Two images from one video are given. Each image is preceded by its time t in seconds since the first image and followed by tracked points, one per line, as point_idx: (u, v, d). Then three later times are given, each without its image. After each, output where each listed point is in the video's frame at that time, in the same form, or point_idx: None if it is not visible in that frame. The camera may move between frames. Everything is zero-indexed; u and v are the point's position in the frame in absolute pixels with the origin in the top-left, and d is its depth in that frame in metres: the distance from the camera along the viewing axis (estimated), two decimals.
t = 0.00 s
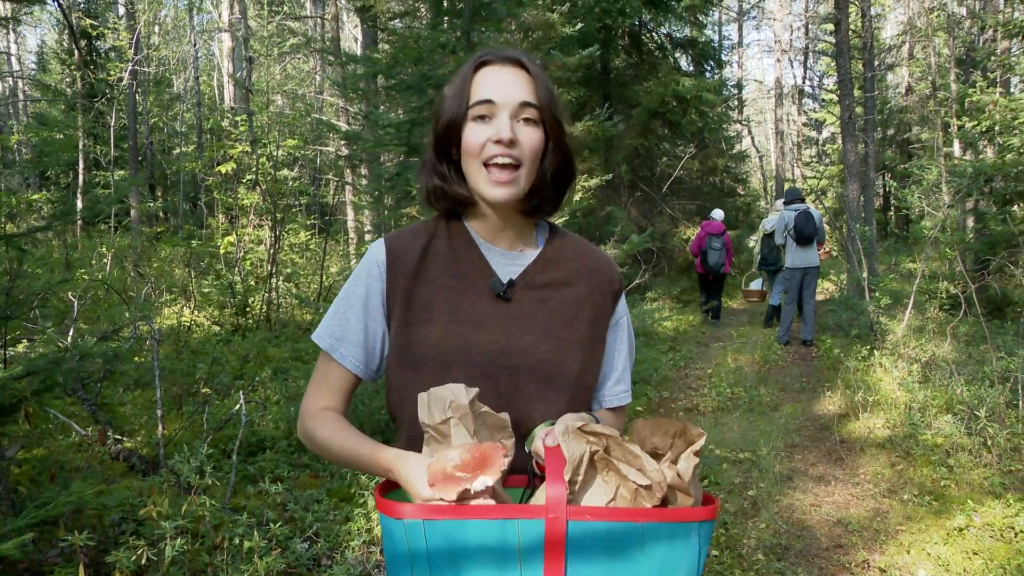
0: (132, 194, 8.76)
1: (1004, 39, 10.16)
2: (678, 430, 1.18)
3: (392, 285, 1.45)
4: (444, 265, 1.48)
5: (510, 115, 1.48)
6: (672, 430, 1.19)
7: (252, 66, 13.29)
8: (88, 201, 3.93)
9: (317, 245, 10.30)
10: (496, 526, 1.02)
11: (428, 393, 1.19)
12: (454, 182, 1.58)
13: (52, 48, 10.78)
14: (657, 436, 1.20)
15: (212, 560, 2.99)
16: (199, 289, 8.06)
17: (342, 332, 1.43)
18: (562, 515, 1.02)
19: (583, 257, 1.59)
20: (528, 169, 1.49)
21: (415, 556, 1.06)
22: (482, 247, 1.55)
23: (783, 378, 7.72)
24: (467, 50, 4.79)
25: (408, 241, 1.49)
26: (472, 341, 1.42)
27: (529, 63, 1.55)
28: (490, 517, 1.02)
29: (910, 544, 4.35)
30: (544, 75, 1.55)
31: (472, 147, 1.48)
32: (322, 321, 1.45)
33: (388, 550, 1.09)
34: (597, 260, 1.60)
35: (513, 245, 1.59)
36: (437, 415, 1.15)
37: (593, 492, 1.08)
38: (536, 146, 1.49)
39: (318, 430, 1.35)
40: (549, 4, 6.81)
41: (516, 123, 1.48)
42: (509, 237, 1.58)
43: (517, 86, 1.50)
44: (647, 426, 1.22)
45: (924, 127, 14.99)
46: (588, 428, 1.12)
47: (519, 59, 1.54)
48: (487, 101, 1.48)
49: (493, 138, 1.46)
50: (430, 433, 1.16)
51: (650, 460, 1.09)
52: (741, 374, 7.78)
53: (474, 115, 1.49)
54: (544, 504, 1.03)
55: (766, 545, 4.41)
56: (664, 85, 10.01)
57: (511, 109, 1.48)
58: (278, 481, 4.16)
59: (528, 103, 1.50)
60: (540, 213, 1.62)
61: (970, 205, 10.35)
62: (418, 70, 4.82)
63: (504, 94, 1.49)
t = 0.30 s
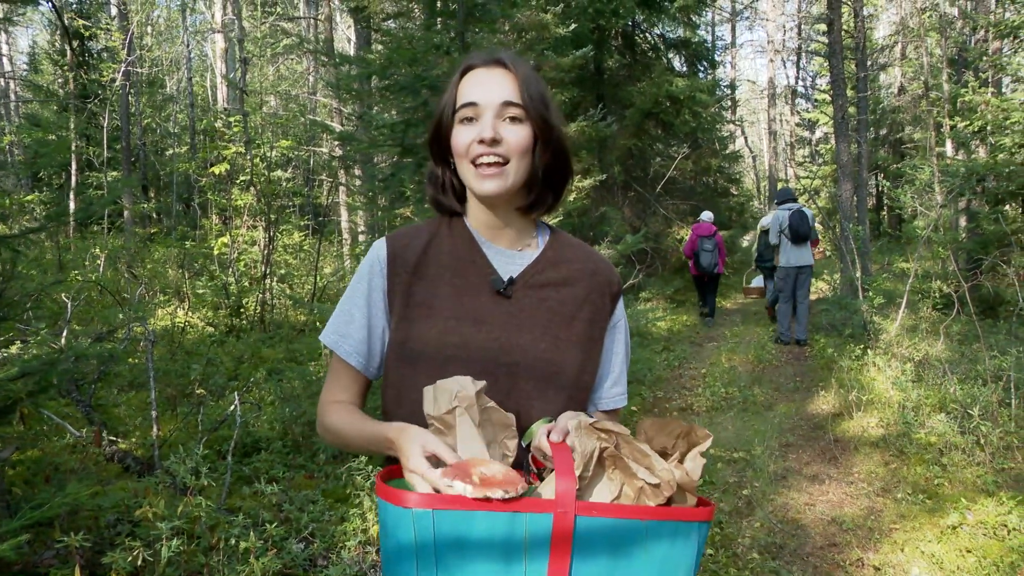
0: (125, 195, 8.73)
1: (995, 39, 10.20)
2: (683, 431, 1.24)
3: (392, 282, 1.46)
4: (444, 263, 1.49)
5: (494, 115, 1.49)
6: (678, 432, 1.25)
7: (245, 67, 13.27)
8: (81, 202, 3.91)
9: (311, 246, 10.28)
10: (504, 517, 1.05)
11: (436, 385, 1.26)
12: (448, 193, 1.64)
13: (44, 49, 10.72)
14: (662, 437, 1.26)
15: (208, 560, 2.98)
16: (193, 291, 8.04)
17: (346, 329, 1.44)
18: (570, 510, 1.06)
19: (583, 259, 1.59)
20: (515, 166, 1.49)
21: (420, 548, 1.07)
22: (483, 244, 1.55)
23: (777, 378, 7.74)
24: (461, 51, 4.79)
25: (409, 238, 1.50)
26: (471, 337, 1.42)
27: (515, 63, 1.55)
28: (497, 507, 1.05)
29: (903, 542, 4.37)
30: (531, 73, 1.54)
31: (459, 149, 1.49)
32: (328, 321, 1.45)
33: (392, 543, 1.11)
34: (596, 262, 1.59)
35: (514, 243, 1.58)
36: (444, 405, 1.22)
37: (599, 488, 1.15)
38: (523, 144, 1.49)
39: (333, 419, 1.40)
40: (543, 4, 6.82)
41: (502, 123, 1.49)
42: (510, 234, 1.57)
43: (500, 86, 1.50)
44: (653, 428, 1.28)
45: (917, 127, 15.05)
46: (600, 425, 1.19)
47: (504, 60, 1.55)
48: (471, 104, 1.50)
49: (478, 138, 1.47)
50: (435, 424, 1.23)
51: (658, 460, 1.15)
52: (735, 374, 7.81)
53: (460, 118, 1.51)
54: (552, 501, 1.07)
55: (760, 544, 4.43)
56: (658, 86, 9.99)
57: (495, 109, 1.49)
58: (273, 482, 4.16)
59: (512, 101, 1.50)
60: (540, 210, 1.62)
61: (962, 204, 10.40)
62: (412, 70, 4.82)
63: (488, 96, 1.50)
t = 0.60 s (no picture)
0: (117, 195, 8.70)
1: (986, 45, 10.28)
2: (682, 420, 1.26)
3: (384, 290, 1.49)
4: (435, 267, 1.50)
5: (479, 114, 1.51)
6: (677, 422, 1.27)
7: (238, 67, 13.26)
8: (73, 202, 3.90)
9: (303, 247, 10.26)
10: (507, 512, 1.08)
11: (432, 384, 1.28)
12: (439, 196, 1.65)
13: (36, 48, 10.68)
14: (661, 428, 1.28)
15: (201, 560, 2.97)
16: (185, 291, 8.02)
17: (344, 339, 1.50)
18: (573, 504, 1.08)
19: (575, 259, 1.58)
20: (498, 163, 1.50)
21: (427, 549, 1.09)
22: (474, 248, 1.57)
23: (768, 381, 7.77)
24: (455, 53, 4.80)
25: (399, 248, 1.52)
26: (462, 339, 1.43)
27: (504, 67, 1.58)
28: (501, 503, 1.08)
29: (894, 544, 4.39)
30: (519, 76, 1.57)
31: (444, 148, 1.52)
32: (329, 335, 1.52)
33: (396, 546, 1.13)
34: (588, 262, 1.59)
35: (501, 245, 1.59)
36: (443, 404, 1.25)
37: (601, 481, 1.17)
38: (506, 142, 1.50)
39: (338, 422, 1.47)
40: (537, 7, 6.84)
41: (486, 121, 1.51)
42: (498, 235, 1.59)
43: (487, 87, 1.53)
44: (653, 420, 1.30)
45: (908, 132, 15.15)
46: (600, 418, 1.22)
47: (493, 64, 1.58)
48: (457, 104, 1.53)
49: (461, 135, 1.49)
50: (434, 423, 1.25)
51: (659, 450, 1.17)
52: (726, 376, 7.84)
53: (446, 117, 1.53)
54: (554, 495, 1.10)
55: (751, 546, 4.46)
56: (650, 89, 10.04)
57: (480, 109, 1.51)
58: (266, 482, 4.15)
59: (498, 102, 1.52)
60: (527, 212, 1.62)
61: (953, 208, 10.46)
62: (406, 72, 4.82)
63: (475, 95, 1.52)
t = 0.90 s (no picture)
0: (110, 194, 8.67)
1: (977, 45, 10.33)
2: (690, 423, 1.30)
3: (382, 292, 1.48)
4: (432, 268, 1.49)
5: (470, 124, 1.49)
6: (684, 424, 1.31)
7: (231, 65, 13.22)
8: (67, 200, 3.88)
9: (296, 246, 10.23)
10: (527, 519, 1.11)
11: (443, 390, 1.30)
12: (434, 197, 1.65)
13: (27, 46, 10.61)
14: (669, 430, 1.32)
15: (198, 559, 2.96)
16: (178, 290, 8.00)
17: (347, 344, 1.51)
18: (590, 509, 1.12)
19: (570, 257, 1.59)
20: (490, 174, 1.49)
21: (448, 554, 1.12)
22: (471, 249, 1.57)
23: (761, 380, 7.80)
24: (450, 52, 4.80)
25: (395, 250, 1.51)
26: (461, 337, 1.43)
27: (494, 68, 1.55)
28: (521, 510, 1.11)
29: (887, 542, 4.41)
30: (509, 79, 1.54)
31: (437, 158, 1.51)
32: (330, 341, 1.52)
33: (415, 553, 1.15)
34: (582, 259, 1.59)
35: (497, 245, 1.59)
36: (456, 410, 1.27)
37: (615, 486, 1.19)
38: (498, 151, 1.49)
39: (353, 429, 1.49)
40: (530, 7, 6.84)
41: (478, 131, 1.49)
42: (491, 238, 1.59)
43: (477, 94, 1.50)
44: (660, 422, 1.34)
45: (900, 131, 15.21)
46: (613, 425, 1.26)
47: (482, 67, 1.54)
48: (448, 112, 1.51)
49: (453, 148, 1.48)
50: (446, 428, 1.27)
51: (670, 455, 1.21)
52: (719, 375, 7.87)
53: (438, 126, 1.52)
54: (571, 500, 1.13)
55: (746, 544, 4.49)
56: (644, 88, 10.06)
57: (471, 118, 1.49)
58: (261, 481, 4.15)
59: (488, 109, 1.50)
60: (520, 213, 1.61)
61: (945, 208, 10.51)
62: (400, 71, 4.81)
63: (465, 104, 1.50)
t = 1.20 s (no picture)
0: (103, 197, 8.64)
1: (967, 49, 10.41)
2: (695, 427, 1.34)
3: (389, 297, 1.48)
4: (437, 273, 1.50)
5: (470, 132, 1.49)
6: (689, 430, 1.35)
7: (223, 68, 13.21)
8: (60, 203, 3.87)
9: (289, 250, 10.22)
10: (551, 533, 1.14)
11: (452, 407, 1.27)
12: (436, 204, 1.64)
13: (19, 48, 10.58)
14: (676, 437, 1.36)
15: (195, 561, 2.96)
16: (171, 293, 7.97)
17: (350, 349, 1.49)
18: (607, 518, 1.16)
19: (573, 262, 1.59)
20: (495, 180, 1.50)
21: None
22: (476, 252, 1.58)
23: (754, 382, 7.82)
24: (444, 56, 4.81)
25: (400, 255, 1.51)
26: (466, 341, 1.44)
27: (488, 73, 1.55)
28: (544, 527, 1.13)
29: (881, 543, 4.44)
30: (505, 83, 1.54)
31: (441, 168, 1.52)
32: (336, 348, 1.51)
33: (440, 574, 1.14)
34: (584, 264, 1.60)
35: (503, 247, 1.60)
36: (468, 428, 1.24)
37: (628, 494, 1.26)
38: (500, 157, 1.50)
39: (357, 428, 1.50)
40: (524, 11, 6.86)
41: (478, 138, 1.49)
42: (496, 242, 1.60)
43: (475, 101, 1.51)
44: (664, 428, 1.38)
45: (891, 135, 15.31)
46: (625, 436, 1.29)
47: (477, 73, 1.54)
48: (448, 122, 1.51)
49: (456, 157, 1.48)
50: (457, 445, 1.25)
51: (680, 461, 1.23)
52: (712, 378, 7.89)
53: (439, 136, 1.52)
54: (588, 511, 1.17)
55: (740, 546, 4.51)
56: (636, 92, 10.11)
57: (471, 126, 1.49)
58: (256, 484, 4.14)
59: (487, 115, 1.50)
60: (525, 213, 1.62)
61: (936, 211, 10.59)
62: (395, 75, 4.82)
63: (464, 112, 1.50)
